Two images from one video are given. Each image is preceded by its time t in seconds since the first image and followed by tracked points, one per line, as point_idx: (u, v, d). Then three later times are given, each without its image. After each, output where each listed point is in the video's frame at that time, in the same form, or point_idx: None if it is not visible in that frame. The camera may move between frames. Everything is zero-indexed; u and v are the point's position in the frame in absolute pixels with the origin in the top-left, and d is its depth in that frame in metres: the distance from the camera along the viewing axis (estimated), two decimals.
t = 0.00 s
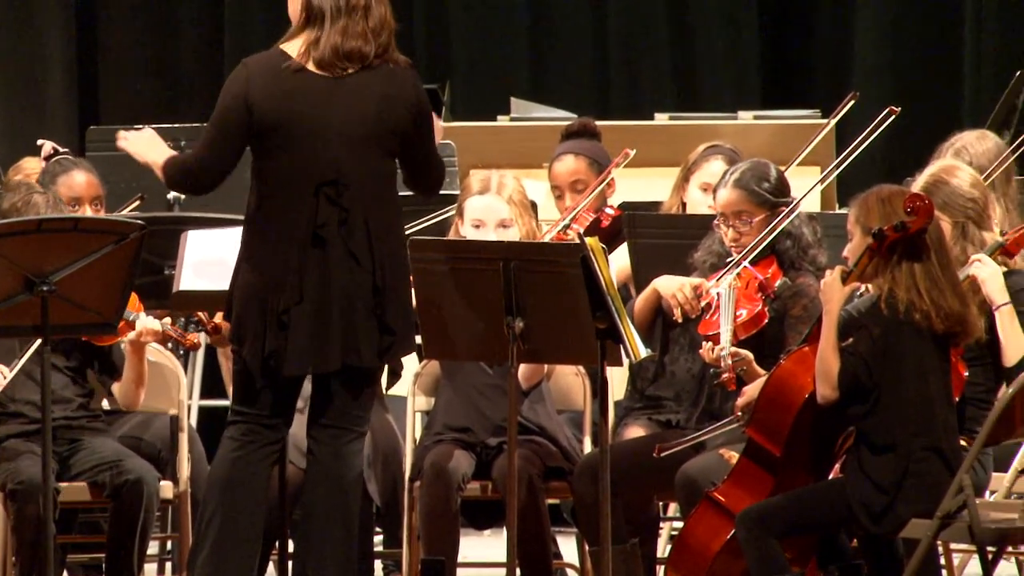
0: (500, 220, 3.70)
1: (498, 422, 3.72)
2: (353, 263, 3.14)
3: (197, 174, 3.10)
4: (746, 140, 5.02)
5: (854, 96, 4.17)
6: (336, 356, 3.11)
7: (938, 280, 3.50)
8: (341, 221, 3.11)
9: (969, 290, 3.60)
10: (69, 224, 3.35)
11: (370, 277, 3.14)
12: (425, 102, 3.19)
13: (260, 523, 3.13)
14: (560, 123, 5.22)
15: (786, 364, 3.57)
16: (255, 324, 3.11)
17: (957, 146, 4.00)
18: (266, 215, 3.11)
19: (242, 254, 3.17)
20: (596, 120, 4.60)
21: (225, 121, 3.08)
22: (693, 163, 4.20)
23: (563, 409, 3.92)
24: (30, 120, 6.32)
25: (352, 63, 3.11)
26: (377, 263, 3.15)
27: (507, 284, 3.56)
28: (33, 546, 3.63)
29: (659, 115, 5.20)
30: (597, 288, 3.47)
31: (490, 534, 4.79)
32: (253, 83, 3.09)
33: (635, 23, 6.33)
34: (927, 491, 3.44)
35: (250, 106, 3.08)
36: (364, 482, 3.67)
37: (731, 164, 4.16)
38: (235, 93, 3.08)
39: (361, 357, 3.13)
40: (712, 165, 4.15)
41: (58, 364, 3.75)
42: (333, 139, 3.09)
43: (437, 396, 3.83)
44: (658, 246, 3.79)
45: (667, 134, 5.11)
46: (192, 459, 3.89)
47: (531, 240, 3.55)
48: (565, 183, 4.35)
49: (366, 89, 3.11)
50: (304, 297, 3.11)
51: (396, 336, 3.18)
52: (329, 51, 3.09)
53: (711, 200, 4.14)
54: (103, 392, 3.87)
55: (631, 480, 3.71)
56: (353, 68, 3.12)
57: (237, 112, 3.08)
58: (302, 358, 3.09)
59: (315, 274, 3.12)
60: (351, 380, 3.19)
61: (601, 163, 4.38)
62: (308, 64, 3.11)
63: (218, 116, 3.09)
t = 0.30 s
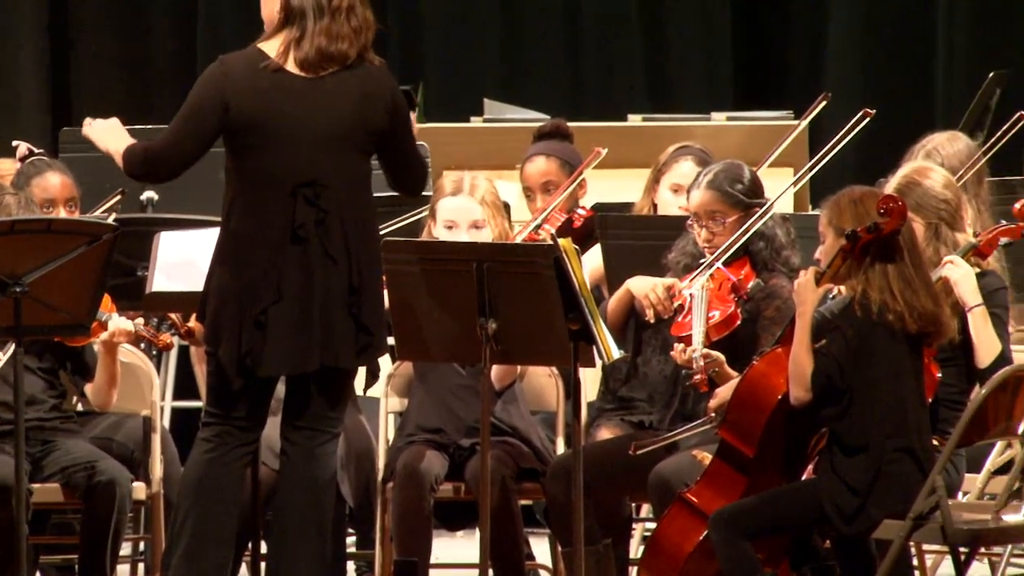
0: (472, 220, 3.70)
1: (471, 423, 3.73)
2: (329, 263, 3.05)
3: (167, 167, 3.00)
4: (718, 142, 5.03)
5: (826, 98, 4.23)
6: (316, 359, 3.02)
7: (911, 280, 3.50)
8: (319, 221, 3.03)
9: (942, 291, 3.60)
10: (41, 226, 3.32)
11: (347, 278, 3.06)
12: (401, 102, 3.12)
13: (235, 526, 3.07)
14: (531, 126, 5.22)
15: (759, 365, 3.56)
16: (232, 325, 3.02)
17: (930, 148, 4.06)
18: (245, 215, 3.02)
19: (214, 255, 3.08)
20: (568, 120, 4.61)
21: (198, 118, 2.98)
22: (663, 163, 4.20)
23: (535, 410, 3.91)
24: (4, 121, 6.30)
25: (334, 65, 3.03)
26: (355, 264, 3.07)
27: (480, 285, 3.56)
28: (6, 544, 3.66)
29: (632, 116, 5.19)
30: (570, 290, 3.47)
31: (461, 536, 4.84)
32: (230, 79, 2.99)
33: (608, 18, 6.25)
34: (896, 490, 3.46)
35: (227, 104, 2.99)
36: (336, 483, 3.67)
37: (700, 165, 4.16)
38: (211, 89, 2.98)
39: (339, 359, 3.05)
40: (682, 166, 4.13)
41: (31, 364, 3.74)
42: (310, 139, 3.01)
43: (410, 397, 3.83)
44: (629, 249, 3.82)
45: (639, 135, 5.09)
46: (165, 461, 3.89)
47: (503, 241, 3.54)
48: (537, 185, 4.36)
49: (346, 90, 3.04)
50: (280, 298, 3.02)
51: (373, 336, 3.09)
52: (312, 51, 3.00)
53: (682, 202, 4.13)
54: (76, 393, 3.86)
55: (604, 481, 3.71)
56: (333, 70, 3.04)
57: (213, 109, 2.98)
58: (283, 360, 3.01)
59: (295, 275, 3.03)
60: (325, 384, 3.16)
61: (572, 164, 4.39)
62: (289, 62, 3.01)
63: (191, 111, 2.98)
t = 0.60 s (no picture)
0: (440, 222, 3.71)
1: (438, 424, 3.74)
2: (297, 262, 3.04)
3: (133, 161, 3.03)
4: (685, 144, 5.08)
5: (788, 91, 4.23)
6: (281, 359, 3.01)
7: (880, 281, 3.49)
8: (283, 221, 3.02)
9: (910, 293, 3.60)
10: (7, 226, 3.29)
11: (314, 277, 3.05)
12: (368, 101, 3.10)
13: (205, 525, 3.06)
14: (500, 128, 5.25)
15: (727, 366, 3.55)
16: (196, 326, 3.00)
17: (897, 150, 4.13)
18: (208, 215, 3.01)
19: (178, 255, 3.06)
20: (536, 122, 4.63)
21: (158, 122, 3.00)
22: (625, 166, 4.22)
23: (503, 411, 3.92)
24: None
25: (284, 57, 3.02)
26: (322, 263, 3.06)
27: (447, 286, 3.56)
28: None
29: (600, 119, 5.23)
30: (539, 291, 3.45)
31: (430, 538, 4.93)
32: (192, 81, 2.98)
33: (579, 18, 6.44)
34: (866, 492, 3.45)
35: (185, 109, 2.99)
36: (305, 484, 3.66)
37: (661, 167, 4.19)
38: (172, 93, 2.99)
39: (305, 358, 3.03)
40: (643, 167, 4.16)
41: None
42: (275, 141, 3.00)
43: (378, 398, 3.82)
44: (598, 249, 3.82)
45: (607, 138, 5.14)
46: (135, 462, 3.89)
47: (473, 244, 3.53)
48: (506, 185, 4.38)
49: (308, 90, 3.03)
50: (246, 297, 3.01)
51: (339, 336, 3.07)
52: (259, 48, 3.00)
53: (644, 203, 4.14)
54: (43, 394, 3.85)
55: (572, 482, 3.71)
56: (285, 62, 3.03)
57: (172, 113, 2.99)
58: (248, 360, 3.00)
59: (260, 275, 3.02)
60: (290, 384, 3.15)
61: (540, 166, 4.40)
62: (242, 60, 3.01)
63: (152, 114, 3.00)
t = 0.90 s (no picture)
0: (419, 223, 3.71)
1: (417, 425, 3.74)
2: (264, 268, 3.03)
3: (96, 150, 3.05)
4: (662, 145, 5.12)
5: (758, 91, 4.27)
6: (247, 363, 3.01)
7: (858, 284, 3.47)
8: (248, 227, 3.02)
9: (888, 294, 3.57)
10: None
11: (281, 284, 3.04)
12: (339, 106, 3.08)
13: (181, 527, 3.06)
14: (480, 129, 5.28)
15: (706, 368, 3.54)
16: (166, 330, 3.02)
17: (876, 152, 4.16)
18: (178, 220, 3.03)
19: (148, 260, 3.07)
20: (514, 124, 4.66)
21: (126, 122, 3.03)
22: (595, 168, 4.21)
23: (481, 412, 3.93)
24: None
25: (234, 55, 3.02)
26: (291, 268, 3.05)
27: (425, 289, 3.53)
28: None
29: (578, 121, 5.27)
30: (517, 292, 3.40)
31: (409, 538, 5.02)
32: (160, 82, 3.00)
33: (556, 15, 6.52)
34: (844, 493, 3.40)
35: (155, 109, 3.01)
36: (282, 485, 3.67)
37: (632, 168, 4.20)
38: (142, 93, 3.01)
39: (273, 363, 3.03)
40: (613, 169, 4.17)
41: None
42: (242, 146, 3.00)
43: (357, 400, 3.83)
44: (577, 250, 3.83)
45: (586, 140, 5.17)
46: (113, 463, 3.90)
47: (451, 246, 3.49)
48: (485, 187, 4.40)
49: (273, 95, 3.02)
50: (213, 301, 3.02)
51: (308, 339, 3.07)
52: (208, 42, 3.01)
53: (615, 205, 4.15)
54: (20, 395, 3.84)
55: (549, 484, 3.71)
56: (236, 60, 3.02)
57: (140, 114, 3.02)
58: (215, 364, 3.00)
59: (225, 280, 3.02)
60: (259, 388, 3.13)
61: (520, 168, 4.43)
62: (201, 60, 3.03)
63: (119, 116, 3.03)
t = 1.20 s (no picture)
0: (399, 223, 3.70)
1: (396, 425, 3.74)
2: (235, 270, 3.03)
3: (76, 160, 3.06)
4: (642, 144, 5.12)
5: (730, 87, 4.31)
6: (217, 363, 3.01)
7: (835, 284, 3.43)
8: (219, 228, 3.02)
9: (865, 295, 3.56)
10: None
11: (251, 286, 3.04)
12: (311, 105, 3.08)
13: (158, 527, 3.06)
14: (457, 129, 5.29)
15: (685, 367, 3.52)
16: (140, 332, 3.03)
17: (858, 151, 4.21)
18: (150, 222, 3.03)
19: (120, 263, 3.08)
20: (493, 123, 4.69)
21: (100, 125, 3.03)
22: (568, 167, 4.21)
23: (459, 413, 3.94)
24: None
25: (207, 55, 3.02)
26: (262, 269, 3.04)
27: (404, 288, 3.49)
28: None
29: (556, 120, 5.29)
30: (494, 290, 3.35)
31: (389, 539, 5.06)
32: (131, 84, 3.00)
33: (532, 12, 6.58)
34: (823, 493, 3.37)
35: (127, 111, 3.01)
36: (260, 485, 3.67)
37: (604, 166, 4.19)
38: (114, 96, 3.01)
39: (245, 364, 3.03)
40: (585, 168, 4.16)
41: None
42: (213, 146, 2.99)
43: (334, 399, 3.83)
44: (556, 250, 3.84)
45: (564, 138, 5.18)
46: (91, 462, 3.92)
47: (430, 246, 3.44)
48: (464, 186, 4.39)
49: (243, 95, 3.01)
50: (184, 302, 3.02)
51: (280, 340, 3.06)
52: (183, 44, 3.01)
53: (589, 204, 4.15)
54: None
55: (527, 484, 3.70)
56: (209, 60, 3.02)
57: (112, 117, 3.02)
58: (186, 365, 3.01)
59: (195, 282, 3.03)
60: (231, 389, 3.12)
61: (499, 167, 4.46)
62: (172, 61, 3.02)
63: (93, 120, 3.04)
